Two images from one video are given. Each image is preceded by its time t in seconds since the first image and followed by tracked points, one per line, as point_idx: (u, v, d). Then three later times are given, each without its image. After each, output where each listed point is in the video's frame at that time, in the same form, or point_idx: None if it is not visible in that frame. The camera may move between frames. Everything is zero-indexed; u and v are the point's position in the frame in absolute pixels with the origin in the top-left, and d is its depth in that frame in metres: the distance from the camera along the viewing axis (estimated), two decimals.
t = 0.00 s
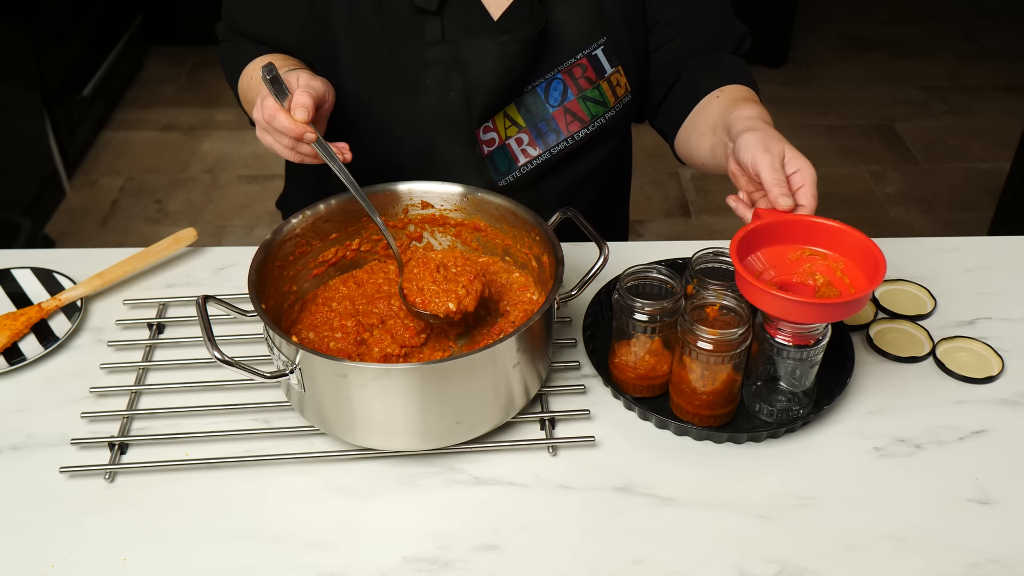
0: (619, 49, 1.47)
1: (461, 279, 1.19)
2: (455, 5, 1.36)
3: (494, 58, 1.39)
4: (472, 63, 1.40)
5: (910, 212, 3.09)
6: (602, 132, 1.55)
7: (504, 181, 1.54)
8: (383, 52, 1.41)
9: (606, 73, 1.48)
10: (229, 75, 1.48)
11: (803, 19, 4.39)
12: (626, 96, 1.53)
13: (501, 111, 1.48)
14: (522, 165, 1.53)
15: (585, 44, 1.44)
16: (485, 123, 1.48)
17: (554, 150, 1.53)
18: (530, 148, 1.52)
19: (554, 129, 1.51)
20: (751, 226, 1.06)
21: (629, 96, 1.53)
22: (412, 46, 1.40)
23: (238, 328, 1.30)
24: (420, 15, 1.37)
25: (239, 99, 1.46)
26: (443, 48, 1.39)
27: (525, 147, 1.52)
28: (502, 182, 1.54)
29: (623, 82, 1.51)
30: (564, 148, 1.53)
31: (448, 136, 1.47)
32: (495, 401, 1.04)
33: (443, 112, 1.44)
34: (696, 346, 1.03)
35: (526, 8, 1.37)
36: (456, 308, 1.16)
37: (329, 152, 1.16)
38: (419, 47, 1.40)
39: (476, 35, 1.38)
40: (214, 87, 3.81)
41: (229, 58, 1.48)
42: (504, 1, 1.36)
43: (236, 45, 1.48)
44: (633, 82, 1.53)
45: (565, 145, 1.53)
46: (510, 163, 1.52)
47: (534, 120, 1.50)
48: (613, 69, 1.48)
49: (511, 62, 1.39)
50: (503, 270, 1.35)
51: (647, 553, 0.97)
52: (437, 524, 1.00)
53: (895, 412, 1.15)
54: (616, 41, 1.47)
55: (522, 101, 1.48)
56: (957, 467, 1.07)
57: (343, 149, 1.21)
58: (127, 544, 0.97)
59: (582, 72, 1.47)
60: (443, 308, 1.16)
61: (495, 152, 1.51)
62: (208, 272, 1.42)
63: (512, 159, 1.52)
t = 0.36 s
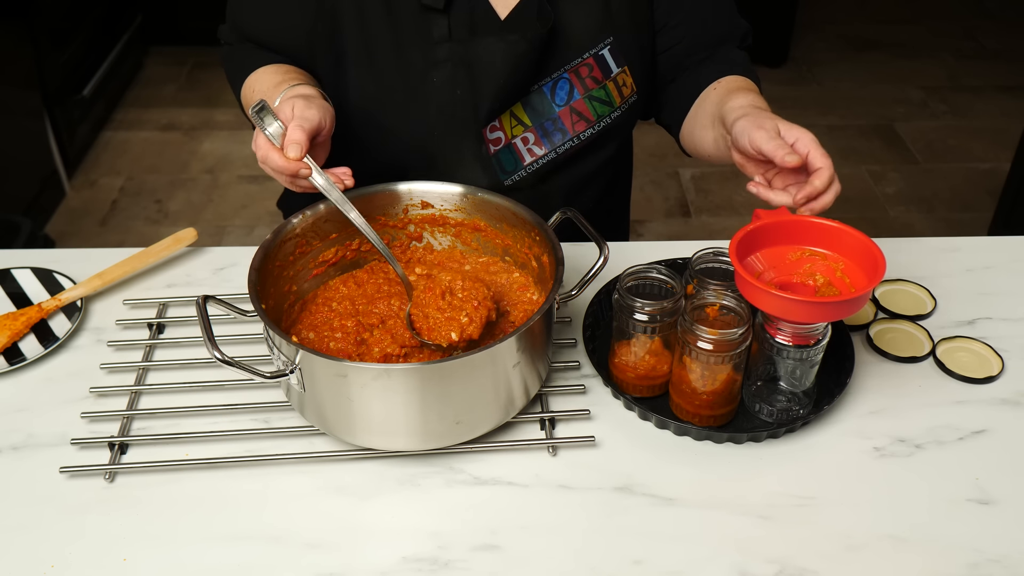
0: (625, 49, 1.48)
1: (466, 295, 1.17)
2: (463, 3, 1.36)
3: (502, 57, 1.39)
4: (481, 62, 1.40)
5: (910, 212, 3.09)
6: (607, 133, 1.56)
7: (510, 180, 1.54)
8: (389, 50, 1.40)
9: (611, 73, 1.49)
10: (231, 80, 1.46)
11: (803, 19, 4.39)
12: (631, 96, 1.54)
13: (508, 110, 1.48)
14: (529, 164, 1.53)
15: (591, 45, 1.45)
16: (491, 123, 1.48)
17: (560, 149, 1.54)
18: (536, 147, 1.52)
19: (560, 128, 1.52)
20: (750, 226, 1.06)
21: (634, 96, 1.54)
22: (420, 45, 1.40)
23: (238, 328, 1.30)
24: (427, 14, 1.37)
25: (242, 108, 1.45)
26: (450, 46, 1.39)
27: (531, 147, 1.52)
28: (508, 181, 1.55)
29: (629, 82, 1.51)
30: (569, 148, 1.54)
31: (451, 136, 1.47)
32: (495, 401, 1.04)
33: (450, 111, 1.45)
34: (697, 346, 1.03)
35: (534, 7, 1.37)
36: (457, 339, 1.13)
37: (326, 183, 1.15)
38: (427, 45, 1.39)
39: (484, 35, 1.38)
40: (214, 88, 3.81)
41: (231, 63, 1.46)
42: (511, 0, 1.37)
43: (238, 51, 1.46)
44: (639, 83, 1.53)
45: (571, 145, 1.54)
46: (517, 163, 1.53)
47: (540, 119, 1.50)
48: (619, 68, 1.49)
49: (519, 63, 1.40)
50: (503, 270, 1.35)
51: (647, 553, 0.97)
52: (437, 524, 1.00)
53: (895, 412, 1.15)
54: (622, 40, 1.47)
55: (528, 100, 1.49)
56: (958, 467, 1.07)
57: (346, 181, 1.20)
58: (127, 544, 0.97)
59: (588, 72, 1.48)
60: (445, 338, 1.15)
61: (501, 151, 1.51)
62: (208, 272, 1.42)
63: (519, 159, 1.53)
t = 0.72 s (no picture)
0: (645, 53, 1.48)
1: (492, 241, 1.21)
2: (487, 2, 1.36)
3: (526, 58, 1.39)
4: (505, 62, 1.40)
5: (910, 212, 3.09)
6: (623, 135, 1.56)
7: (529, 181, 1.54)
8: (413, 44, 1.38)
9: (630, 76, 1.49)
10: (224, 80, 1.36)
11: (803, 19, 4.39)
12: (648, 100, 1.53)
13: (528, 112, 1.48)
14: (548, 165, 1.54)
15: (611, 48, 1.45)
16: (513, 124, 1.47)
17: (578, 152, 1.54)
18: (554, 149, 1.52)
19: (578, 130, 1.52)
20: (750, 226, 1.06)
21: (652, 100, 1.54)
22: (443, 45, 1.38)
23: (238, 328, 1.30)
24: (449, 15, 1.36)
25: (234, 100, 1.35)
26: (472, 46, 1.38)
27: (550, 148, 1.52)
28: (527, 182, 1.54)
29: (647, 86, 1.51)
30: (587, 149, 1.54)
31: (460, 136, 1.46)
32: (495, 401, 1.04)
33: (471, 111, 1.43)
34: (697, 346, 1.03)
35: (557, 10, 1.39)
36: (509, 277, 1.16)
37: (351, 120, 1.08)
38: (449, 44, 1.39)
39: (509, 36, 1.39)
40: (214, 87, 3.81)
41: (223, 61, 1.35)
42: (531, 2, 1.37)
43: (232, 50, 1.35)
44: (656, 88, 1.53)
45: (589, 146, 1.54)
46: (536, 164, 1.53)
47: (559, 121, 1.50)
48: (637, 72, 1.49)
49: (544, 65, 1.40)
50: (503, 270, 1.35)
51: (647, 553, 0.97)
52: (437, 524, 1.00)
53: (895, 412, 1.15)
54: (641, 43, 1.47)
55: (547, 102, 1.49)
56: (957, 467, 1.07)
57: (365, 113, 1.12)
58: (127, 544, 0.97)
59: (607, 74, 1.47)
60: (496, 277, 1.17)
61: (520, 152, 1.51)
62: (208, 272, 1.42)
63: (537, 160, 1.53)
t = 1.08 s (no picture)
0: (673, 51, 1.48)
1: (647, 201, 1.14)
2: None
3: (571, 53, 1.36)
4: (546, 57, 1.36)
5: (910, 212, 3.09)
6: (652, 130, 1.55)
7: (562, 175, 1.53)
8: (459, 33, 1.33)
9: (659, 73, 1.47)
10: (265, 72, 1.24)
11: (802, 19, 4.39)
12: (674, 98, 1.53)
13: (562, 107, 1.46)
14: (579, 160, 1.52)
15: (643, 44, 1.44)
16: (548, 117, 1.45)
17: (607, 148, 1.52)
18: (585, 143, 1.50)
19: (608, 127, 1.50)
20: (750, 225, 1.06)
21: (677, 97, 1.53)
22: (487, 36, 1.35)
23: (238, 328, 1.30)
24: (494, 7, 1.34)
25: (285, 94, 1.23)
26: (515, 38, 1.35)
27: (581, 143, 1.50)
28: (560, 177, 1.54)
29: (673, 84, 1.50)
30: (617, 145, 1.53)
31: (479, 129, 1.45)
32: (495, 401, 1.04)
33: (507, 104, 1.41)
34: (697, 346, 1.03)
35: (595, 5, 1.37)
36: (717, 212, 1.11)
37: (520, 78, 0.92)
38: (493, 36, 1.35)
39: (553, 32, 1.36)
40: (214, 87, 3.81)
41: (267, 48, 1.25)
42: None
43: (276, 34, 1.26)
44: (679, 85, 1.53)
45: (619, 141, 1.53)
46: (568, 159, 1.51)
47: (592, 116, 1.49)
48: (666, 69, 1.48)
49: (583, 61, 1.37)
50: (503, 270, 1.35)
51: (648, 553, 0.97)
52: (437, 524, 1.00)
53: (895, 412, 1.15)
54: (669, 40, 1.46)
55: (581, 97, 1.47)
56: (957, 467, 1.07)
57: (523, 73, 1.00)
58: (127, 544, 0.97)
59: (637, 71, 1.46)
60: (701, 216, 1.11)
61: (553, 147, 1.50)
62: (208, 272, 1.42)
63: (569, 154, 1.51)
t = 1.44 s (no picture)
0: (693, 45, 1.46)
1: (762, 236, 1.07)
2: None
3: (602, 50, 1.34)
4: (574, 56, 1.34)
5: (910, 212, 3.09)
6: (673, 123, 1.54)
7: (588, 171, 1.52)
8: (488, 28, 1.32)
9: (679, 67, 1.46)
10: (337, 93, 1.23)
11: (802, 19, 4.38)
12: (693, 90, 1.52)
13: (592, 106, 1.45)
14: (604, 157, 1.52)
15: (663, 38, 1.42)
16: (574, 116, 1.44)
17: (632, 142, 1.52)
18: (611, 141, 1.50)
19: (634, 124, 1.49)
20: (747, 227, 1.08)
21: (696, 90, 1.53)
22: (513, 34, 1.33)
23: (237, 328, 1.30)
24: (522, 7, 1.32)
25: (362, 119, 1.22)
26: (543, 38, 1.33)
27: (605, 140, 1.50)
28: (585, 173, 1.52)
29: (693, 76, 1.49)
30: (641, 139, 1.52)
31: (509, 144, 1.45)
32: (495, 401, 1.04)
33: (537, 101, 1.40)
34: (696, 346, 1.03)
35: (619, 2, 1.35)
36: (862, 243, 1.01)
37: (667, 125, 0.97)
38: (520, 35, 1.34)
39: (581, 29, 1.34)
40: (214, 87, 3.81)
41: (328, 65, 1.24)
42: None
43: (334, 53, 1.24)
44: (698, 78, 1.52)
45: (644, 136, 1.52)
46: (595, 157, 1.51)
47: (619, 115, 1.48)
48: (686, 62, 1.46)
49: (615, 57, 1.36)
50: (504, 270, 1.35)
51: (648, 553, 0.97)
52: (437, 524, 1.00)
53: (895, 412, 1.15)
54: (689, 34, 1.45)
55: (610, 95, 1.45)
56: (957, 467, 1.07)
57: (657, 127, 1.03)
58: (127, 544, 0.97)
59: (658, 66, 1.44)
60: (845, 246, 1.01)
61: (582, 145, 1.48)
62: (208, 272, 1.42)
63: (596, 152, 1.50)
